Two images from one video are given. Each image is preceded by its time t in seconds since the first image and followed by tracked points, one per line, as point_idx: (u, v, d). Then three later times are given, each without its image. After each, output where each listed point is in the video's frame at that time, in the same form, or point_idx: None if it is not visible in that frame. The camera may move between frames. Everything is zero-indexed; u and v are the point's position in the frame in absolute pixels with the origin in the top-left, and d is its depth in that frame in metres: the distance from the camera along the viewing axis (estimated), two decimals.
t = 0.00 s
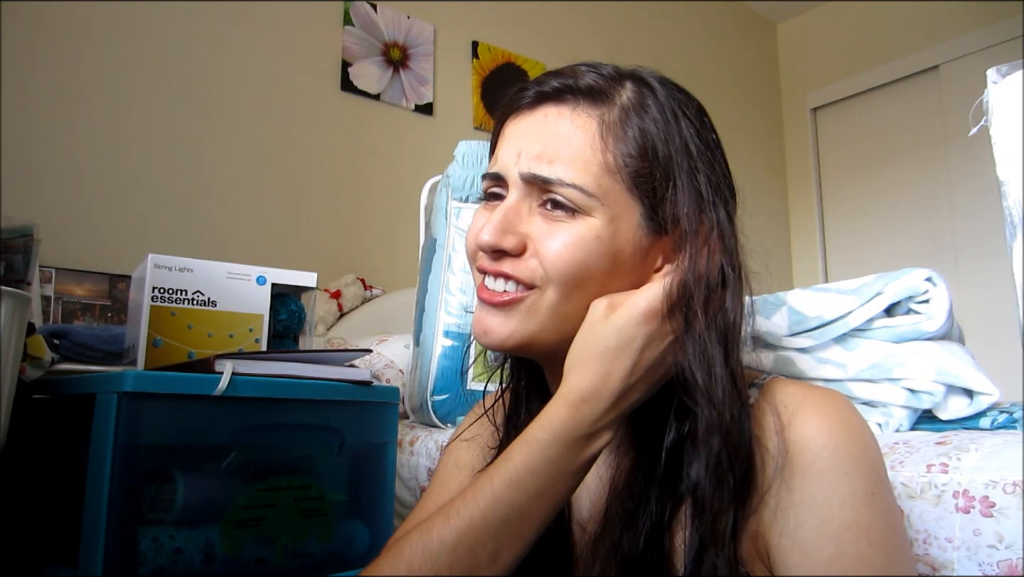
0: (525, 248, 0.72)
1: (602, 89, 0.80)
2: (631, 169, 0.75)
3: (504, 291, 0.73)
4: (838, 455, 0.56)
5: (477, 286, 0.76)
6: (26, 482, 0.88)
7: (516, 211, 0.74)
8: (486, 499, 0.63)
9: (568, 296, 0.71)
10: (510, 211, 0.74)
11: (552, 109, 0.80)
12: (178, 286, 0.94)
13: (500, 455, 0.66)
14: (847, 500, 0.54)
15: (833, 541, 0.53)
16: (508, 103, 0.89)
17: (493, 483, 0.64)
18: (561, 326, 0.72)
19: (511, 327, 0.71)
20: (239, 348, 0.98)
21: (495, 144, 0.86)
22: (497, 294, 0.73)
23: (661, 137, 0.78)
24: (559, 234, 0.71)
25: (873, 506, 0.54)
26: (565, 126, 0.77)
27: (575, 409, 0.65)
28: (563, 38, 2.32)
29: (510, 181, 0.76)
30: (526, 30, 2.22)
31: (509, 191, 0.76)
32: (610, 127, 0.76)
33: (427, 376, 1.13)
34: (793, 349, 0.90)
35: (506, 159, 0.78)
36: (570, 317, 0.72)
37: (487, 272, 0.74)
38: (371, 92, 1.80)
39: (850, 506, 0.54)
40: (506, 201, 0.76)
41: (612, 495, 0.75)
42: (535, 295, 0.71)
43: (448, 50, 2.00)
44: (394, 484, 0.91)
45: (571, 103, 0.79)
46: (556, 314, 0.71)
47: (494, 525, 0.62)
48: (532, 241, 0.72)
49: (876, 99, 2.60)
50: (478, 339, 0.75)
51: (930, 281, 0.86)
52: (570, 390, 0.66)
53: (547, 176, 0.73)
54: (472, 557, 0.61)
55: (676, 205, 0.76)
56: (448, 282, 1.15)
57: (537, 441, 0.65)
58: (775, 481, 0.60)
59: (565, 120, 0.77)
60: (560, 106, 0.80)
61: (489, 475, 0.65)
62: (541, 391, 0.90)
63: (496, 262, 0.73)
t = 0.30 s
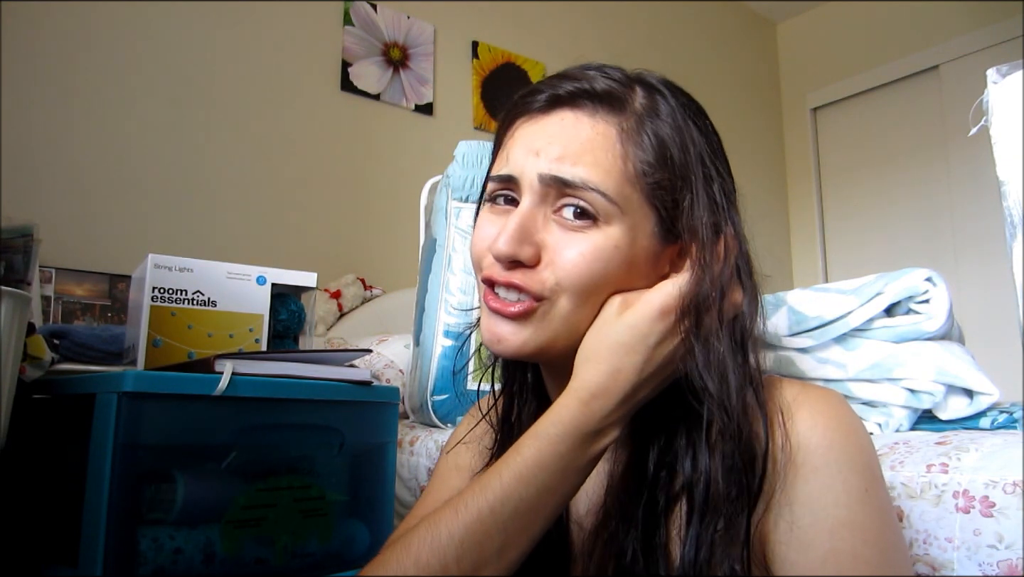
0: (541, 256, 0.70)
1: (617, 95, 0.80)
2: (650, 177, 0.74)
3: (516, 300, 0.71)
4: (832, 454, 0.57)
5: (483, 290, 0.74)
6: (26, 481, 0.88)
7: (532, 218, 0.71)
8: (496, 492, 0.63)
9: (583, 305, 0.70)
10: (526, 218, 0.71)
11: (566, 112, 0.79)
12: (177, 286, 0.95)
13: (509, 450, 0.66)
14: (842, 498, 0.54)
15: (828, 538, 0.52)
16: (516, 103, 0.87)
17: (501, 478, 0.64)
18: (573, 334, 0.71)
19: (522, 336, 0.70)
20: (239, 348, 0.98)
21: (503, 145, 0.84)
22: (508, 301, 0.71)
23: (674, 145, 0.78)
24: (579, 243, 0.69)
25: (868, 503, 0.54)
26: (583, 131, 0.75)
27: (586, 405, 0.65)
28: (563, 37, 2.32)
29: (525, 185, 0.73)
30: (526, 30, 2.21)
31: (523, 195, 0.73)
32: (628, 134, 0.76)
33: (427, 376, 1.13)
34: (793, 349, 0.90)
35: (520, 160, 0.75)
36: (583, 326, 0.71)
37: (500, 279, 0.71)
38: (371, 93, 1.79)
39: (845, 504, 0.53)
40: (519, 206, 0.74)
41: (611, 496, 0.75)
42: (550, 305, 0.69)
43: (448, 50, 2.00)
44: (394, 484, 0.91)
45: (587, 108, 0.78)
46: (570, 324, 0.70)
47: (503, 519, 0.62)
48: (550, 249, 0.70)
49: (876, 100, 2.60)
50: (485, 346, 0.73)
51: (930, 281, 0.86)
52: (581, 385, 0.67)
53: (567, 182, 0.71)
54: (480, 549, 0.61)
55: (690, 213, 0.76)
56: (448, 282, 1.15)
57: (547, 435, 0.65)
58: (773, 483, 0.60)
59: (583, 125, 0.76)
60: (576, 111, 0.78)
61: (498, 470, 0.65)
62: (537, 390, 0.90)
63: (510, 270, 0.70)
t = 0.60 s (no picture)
0: (548, 270, 0.70)
1: (619, 101, 0.78)
2: (655, 188, 0.73)
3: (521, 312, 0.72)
4: (834, 454, 0.57)
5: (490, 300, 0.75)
6: (26, 482, 0.89)
7: (537, 232, 0.71)
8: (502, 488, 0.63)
9: (589, 317, 0.71)
10: (531, 233, 0.71)
11: (569, 120, 0.77)
12: (177, 286, 0.95)
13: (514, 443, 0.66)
14: (842, 497, 0.54)
15: (828, 537, 0.53)
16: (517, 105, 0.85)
17: (508, 473, 0.63)
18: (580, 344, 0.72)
19: (529, 348, 0.71)
20: (239, 349, 0.98)
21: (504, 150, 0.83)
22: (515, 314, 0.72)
23: (679, 152, 0.77)
24: (585, 257, 0.70)
25: (869, 503, 0.54)
26: (586, 142, 0.74)
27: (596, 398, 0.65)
28: (563, 38, 2.32)
29: (529, 196, 0.73)
30: (526, 30, 2.21)
31: (527, 206, 0.73)
32: (632, 144, 0.74)
33: (427, 376, 1.13)
34: (793, 349, 0.90)
35: (523, 171, 0.74)
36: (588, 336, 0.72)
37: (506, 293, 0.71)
38: (372, 93, 1.79)
39: (846, 504, 0.53)
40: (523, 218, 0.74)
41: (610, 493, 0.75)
42: (556, 317, 0.70)
43: (448, 50, 1.99)
44: (394, 484, 0.91)
45: (590, 116, 0.77)
46: (576, 334, 0.71)
47: (506, 514, 0.61)
48: (556, 264, 0.70)
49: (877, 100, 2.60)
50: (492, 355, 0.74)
51: (930, 281, 0.86)
52: (589, 377, 0.66)
53: (571, 196, 0.71)
54: (484, 544, 0.61)
55: (694, 221, 0.76)
56: (448, 282, 1.15)
57: (555, 429, 0.65)
58: (775, 484, 0.61)
59: (586, 135, 0.75)
60: (578, 120, 0.77)
61: (501, 465, 0.65)
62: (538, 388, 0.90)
63: (517, 284, 0.70)
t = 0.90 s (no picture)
0: (578, 260, 0.67)
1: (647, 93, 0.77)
2: (684, 180, 0.72)
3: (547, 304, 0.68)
4: (836, 456, 0.57)
5: (511, 294, 0.71)
6: (26, 482, 0.89)
7: (567, 221, 0.69)
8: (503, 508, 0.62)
9: (617, 311, 0.67)
10: (561, 221, 0.69)
11: (597, 112, 0.76)
12: (177, 286, 0.95)
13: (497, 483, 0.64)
14: (845, 501, 0.54)
15: (832, 540, 0.53)
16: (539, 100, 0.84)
17: (505, 497, 0.62)
18: (608, 341, 0.68)
19: (553, 342, 0.68)
20: (239, 349, 0.98)
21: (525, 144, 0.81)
22: (539, 306, 0.68)
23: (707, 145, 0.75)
24: (618, 247, 0.67)
25: (871, 506, 0.54)
26: (616, 131, 0.73)
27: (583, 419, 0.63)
28: (563, 37, 2.32)
29: (558, 185, 0.71)
30: (526, 30, 2.21)
31: (556, 194, 0.71)
32: (662, 135, 0.73)
33: (426, 376, 1.13)
34: (793, 349, 0.90)
35: (553, 159, 0.73)
36: (616, 332, 0.68)
37: (534, 283, 0.68)
38: (372, 93, 1.79)
39: (850, 508, 0.54)
40: (550, 208, 0.71)
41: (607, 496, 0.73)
42: (587, 310, 0.67)
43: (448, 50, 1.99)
44: (394, 484, 0.91)
45: (618, 108, 0.76)
46: (602, 329, 0.67)
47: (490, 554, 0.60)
48: (587, 252, 0.67)
49: (876, 100, 2.60)
50: (514, 351, 0.71)
51: (930, 281, 0.86)
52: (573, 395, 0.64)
53: (603, 184, 0.69)
54: None
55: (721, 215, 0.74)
56: (448, 283, 1.15)
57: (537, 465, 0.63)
58: (772, 484, 0.60)
59: (615, 124, 0.74)
60: (605, 111, 0.76)
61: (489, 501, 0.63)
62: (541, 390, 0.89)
63: (545, 274, 0.67)
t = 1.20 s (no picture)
0: (606, 242, 0.65)
1: (656, 90, 0.79)
2: (696, 172, 0.74)
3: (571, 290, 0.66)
4: (839, 454, 0.56)
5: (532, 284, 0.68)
6: (26, 482, 0.89)
7: (594, 203, 0.67)
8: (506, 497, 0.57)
9: (643, 297, 0.65)
10: (588, 202, 0.66)
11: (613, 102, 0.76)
12: (177, 286, 0.95)
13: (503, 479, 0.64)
14: (849, 499, 0.54)
15: (834, 539, 0.52)
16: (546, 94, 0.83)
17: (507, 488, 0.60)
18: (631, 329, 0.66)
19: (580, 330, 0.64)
20: (239, 349, 0.98)
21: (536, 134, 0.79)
22: (563, 293, 0.65)
23: (710, 143, 0.78)
24: (645, 230, 0.66)
25: (875, 505, 0.54)
26: (635, 119, 0.73)
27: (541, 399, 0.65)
28: (564, 38, 2.32)
29: (582, 168, 0.69)
30: (526, 30, 2.21)
31: (580, 178, 0.69)
32: (675, 128, 0.75)
33: (427, 376, 1.13)
34: (793, 349, 0.90)
35: (574, 144, 0.71)
36: (639, 320, 0.66)
37: (561, 267, 0.65)
38: (372, 93, 1.79)
39: (852, 507, 0.53)
40: (574, 191, 0.69)
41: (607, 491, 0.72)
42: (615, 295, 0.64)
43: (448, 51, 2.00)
44: (394, 485, 0.91)
45: (632, 100, 0.76)
46: (629, 316, 0.65)
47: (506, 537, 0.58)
48: (615, 235, 0.65)
49: (876, 101, 2.60)
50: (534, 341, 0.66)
51: (930, 281, 0.86)
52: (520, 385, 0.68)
53: (631, 166, 0.68)
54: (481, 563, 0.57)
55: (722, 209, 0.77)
56: (448, 283, 1.15)
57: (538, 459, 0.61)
58: (779, 486, 0.60)
59: (633, 114, 0.74)
60: (619, 103, 0.76)
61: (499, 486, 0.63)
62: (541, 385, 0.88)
63: (573, 257, 0.65)
